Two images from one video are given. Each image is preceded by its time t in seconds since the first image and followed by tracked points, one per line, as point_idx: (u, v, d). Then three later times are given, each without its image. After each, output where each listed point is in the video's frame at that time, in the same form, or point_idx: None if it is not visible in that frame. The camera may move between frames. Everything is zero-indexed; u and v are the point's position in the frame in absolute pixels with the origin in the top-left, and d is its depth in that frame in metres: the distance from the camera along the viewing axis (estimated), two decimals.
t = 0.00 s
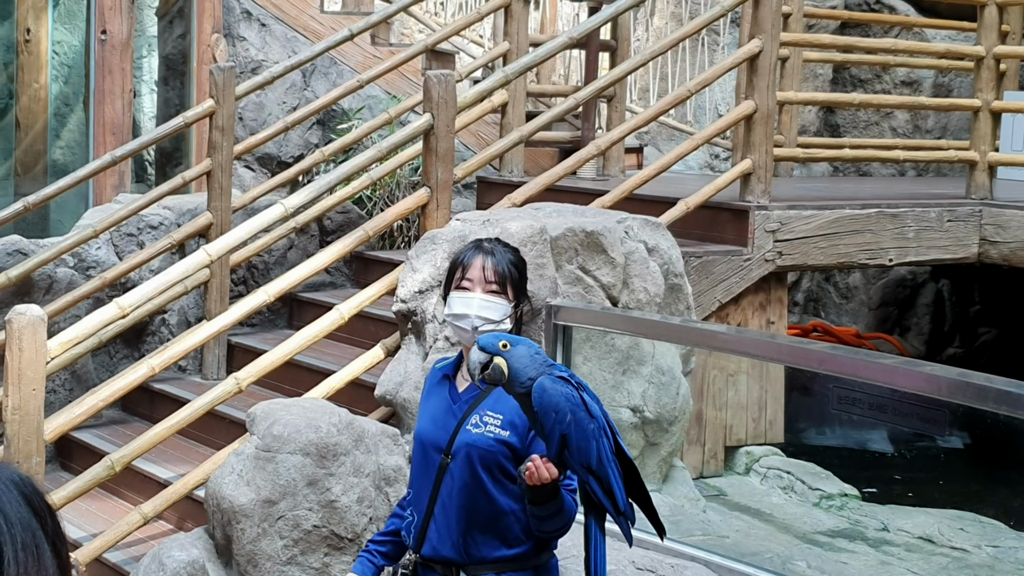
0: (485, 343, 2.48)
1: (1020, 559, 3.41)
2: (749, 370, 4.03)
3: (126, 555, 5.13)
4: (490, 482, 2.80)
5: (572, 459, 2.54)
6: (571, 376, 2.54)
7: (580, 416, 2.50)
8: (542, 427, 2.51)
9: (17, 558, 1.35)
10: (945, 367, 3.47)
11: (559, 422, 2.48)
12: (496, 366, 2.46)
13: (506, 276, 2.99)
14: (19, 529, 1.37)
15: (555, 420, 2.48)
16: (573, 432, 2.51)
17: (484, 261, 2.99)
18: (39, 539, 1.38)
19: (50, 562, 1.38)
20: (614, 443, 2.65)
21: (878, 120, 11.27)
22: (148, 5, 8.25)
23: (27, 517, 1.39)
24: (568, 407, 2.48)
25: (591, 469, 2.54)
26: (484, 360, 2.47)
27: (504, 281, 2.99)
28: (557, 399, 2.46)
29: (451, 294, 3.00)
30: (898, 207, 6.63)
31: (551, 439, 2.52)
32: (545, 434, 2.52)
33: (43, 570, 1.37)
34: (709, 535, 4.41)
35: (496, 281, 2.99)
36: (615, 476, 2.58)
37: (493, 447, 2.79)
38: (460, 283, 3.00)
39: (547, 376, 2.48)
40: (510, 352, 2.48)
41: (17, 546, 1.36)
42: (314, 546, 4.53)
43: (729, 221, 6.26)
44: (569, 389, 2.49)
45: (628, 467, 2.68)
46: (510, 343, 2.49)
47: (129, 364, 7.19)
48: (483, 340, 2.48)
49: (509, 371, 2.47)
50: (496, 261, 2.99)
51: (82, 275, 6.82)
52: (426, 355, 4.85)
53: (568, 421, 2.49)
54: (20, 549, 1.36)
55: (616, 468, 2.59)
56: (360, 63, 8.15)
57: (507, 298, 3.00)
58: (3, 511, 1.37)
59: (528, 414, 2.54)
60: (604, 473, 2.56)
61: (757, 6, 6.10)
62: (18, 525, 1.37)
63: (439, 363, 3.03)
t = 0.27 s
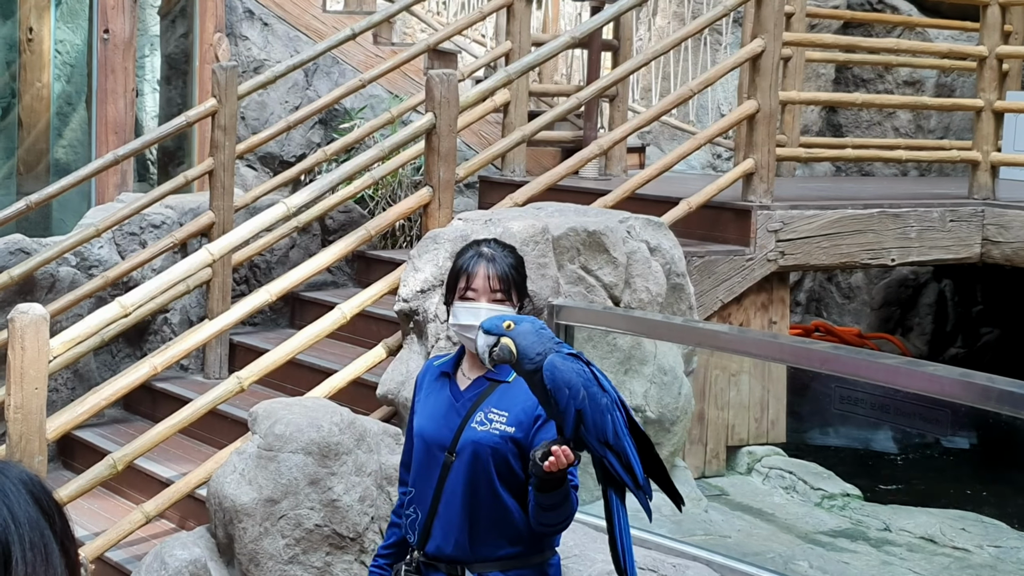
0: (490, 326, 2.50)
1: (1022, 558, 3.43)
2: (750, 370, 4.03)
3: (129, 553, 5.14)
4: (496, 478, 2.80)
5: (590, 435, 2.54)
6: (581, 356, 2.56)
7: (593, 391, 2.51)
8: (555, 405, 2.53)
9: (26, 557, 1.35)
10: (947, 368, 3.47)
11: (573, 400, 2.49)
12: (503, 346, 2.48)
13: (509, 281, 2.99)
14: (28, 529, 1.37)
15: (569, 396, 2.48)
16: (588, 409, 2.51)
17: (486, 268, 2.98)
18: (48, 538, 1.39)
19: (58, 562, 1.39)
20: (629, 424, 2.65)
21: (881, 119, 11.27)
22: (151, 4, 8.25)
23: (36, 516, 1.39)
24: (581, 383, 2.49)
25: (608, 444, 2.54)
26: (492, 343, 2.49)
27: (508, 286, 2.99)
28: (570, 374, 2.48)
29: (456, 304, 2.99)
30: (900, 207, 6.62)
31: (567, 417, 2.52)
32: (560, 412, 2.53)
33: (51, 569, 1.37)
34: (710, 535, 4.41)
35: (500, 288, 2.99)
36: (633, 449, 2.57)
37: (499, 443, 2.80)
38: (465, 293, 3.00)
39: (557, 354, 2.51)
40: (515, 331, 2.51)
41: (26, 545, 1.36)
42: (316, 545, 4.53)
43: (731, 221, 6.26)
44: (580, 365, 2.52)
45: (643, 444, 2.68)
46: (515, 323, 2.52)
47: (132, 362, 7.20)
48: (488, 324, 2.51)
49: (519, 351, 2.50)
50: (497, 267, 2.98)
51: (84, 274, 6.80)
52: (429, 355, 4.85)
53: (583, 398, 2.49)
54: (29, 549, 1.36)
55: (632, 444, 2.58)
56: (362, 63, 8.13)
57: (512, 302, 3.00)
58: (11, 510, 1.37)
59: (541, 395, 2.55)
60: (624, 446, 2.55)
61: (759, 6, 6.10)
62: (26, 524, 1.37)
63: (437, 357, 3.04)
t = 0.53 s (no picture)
0: (489, 361, 2.45)
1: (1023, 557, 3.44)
2: (752, 369, 4.03)
3: (130, 551, 5.13)
4: (497, 479, 2.80)
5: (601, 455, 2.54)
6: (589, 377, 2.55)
7: (603, 412, 2.51)
8: (565, 429, 2.51)
9: (34, 553, 1.36)
10: (949, 366, 3.47)
11: (584, 423, 2.48)
12: (508, 380, 2.43)
13: (510, 277, 2.99)
14: (35, 525, 1.37)
15: (581, 420, 2.48)
16: (599, 430, 2.51)
17: (487, 263, 2.98)
18: (55, 534, 1.39)
19: (66, 558, 1.39)
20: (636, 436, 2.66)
21: (882, 119, 11.27)
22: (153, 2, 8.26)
23: (42, 512, 1.39)
24: (591, 406, 2.48)
25: (619, 461, 2.55)
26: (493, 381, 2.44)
27: (508, 282, 2.99)
28: (580, 399, 2.47)
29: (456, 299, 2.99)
30: (902, 206, 6.63)
31: (578, 441, 2.52)
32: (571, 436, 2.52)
33: (58, 565, 1.37)
34: (712, 533, 4.41)
35: (500, 284, 2.98)
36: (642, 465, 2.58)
37: (502, 444, 2.80)
38: (465, 287, 2.99)
39: (564, 377, 2.49)
40: (514, 364, 2.45)
41: (33, 542, 1.36)
42: (319, 543, 4.53)
43: (733, 220, 6.27)
44: (589, 387, 2.50)
45: (648, 454, 2.69)
46: (516, 353, 2.46)
47: (133, 360, 7.19)
48: (487, 360, 2.46)
49: (525, 383, 2.46)
50: (498, 262, 2.99)
51: (86, 272, 6.81)
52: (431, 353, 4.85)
53: (593, 421, 2.49)
54: (36, 545, 1.36)
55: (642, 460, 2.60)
56: (365, 60, 8.12)
57: (512, 300, 3.00)
58: (18, 507, 1.37)
59: (549, 420, 2.53)
60: (634, 464, 2.57)
61: (762, 5, 6.10)
62: (34, 520, 1.37)
63: (438, 358, 3.04)
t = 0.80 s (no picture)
0: (486, 378, 2.44)
1: None
2: (754, 368, 4.03)
3: (132, 550, 5.13)
4: (498, 478, 2.80)
5: (608, 460, 2.53)
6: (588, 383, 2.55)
7: (605, 416, 2.50)
8: (569, 440, 2.51)
9: (44, 553, 1.35)
10: (951, 365, 3.46)
11: (587, 431, 2.48)
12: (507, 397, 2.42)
13: (515, 277, 2.99)
14: (44, 524, 1.37)
15: (584, 427, 2.48)
16: (603, 436, 2.51)
17: (492, 263, 2.99)
18: (64, 533, 1.39)
19: (75, 557, 1.39)
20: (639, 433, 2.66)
21: (884, 117, 11.27)
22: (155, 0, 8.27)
23: (51, 511, 1.39)
24: (593, 413, 2.48)
25: (625, 463, 2.55)
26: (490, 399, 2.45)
27: (513, 282, 2.98)
28: (581, 407, 2.47)
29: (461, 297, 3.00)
30: (904, 205, 6.63)
31: (584, 449, 2.52)
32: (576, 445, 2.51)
33: (67, 565, 1.37)
34: (714, 532, 4.41)
35: (505, 284, 2.98)
36: (649, 463, 2.58)
37: (504, 443, 2.79)
38: (470, 286, 3.00)
39: (563, 387, 2.49)
40: (511, 380, 2.44)
41: (42, 541, 1.36)
42: (320, 542, 4.52)
43: (735, 219, 6.26)
44: (588, 394, 2.50)
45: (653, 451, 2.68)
46: (512, 370, 2.45)
47: (135, 359, 7.20)
48: (484, 377, 2.45)
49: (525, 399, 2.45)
50: (504, 262, 2.99)
51: (88, 271, 6.82)
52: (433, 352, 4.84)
53: (597, 426, 2.49)
54: (46, 544, 1.36)
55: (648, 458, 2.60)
56: (367, 59, 8.12)
57: (516, 300, 2.98)
58: (27, 506, 1.37)
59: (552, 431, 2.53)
60: (641, 464, 2.57)
61: (764, 4, 6.10)
62: (43, 520, 1.37)
63: (442, 356, 3.05)
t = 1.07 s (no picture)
0: (473, 411, 2.46)
1: None
2: (757, 366, 4.03)
3: (134, 548, 5.13)
4: (502, 475, 2.79)
5: (613, 464, 2.52)
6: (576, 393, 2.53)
7: (597, 425, 2.49)
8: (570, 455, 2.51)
9: (52, 548, 1.36)
10: (954, 363, 3.47)
11: (584, 443, 2.48)
12: (494, 431, 2.43)
13: (518, 276, 2.98)
14: (52, 519, 1.37)
15: (579, 441, 2.47)
16: (602, 444, 2.49)
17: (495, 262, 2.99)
18: (72, 528, 1.39)
19: (82, 552, 1.39)
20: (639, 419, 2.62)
21: (887, 116, 11.27)
22: None
23: (57, 506, 1.39)
24: (585, 425, 2.47)
25: (631, 461, 2.54)
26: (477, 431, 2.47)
27: (516, 280, 2.97)
28: (570, 423, 2.46)
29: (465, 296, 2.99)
30: (906, 204, 6.63)
31: (585, 460, 2.51)
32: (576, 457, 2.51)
33: (75, 559, 1.38)
34: (716, 530, 4.40)
35: (508, 282, 2.97)
36: (655, 451, 2.56)
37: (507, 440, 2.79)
38: (473, 284, 3.00)
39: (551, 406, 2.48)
40: (498, 411, 2.44)
41: (49, 536, 1.36)
42: (322, 540, 4.53)
43: (738, 217, 6.26)
44: (575, 407, 2.48)
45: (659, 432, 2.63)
46: (497, 401, 2.45)
47: (137, 358, 7.20)
48: (472, 409, 2.46)
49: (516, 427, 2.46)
50: (507, 260, 2.98)
51: (90, 269, 6.83)
52: (435, 350, 4.83)
53: (592, 437, 2.48)
54: (53, 540, 1.36)
55: (652, 443, 2.56)
56: (369, 58, 8.12)
57: (520, 299, 2.96)
58: (34, 501, 1.37)
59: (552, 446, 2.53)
60: (648, 457, 2.55)
61: (767, 2, 6.10)
62: (50, 514, 1.37)
63: (448, 353, 3.05)
